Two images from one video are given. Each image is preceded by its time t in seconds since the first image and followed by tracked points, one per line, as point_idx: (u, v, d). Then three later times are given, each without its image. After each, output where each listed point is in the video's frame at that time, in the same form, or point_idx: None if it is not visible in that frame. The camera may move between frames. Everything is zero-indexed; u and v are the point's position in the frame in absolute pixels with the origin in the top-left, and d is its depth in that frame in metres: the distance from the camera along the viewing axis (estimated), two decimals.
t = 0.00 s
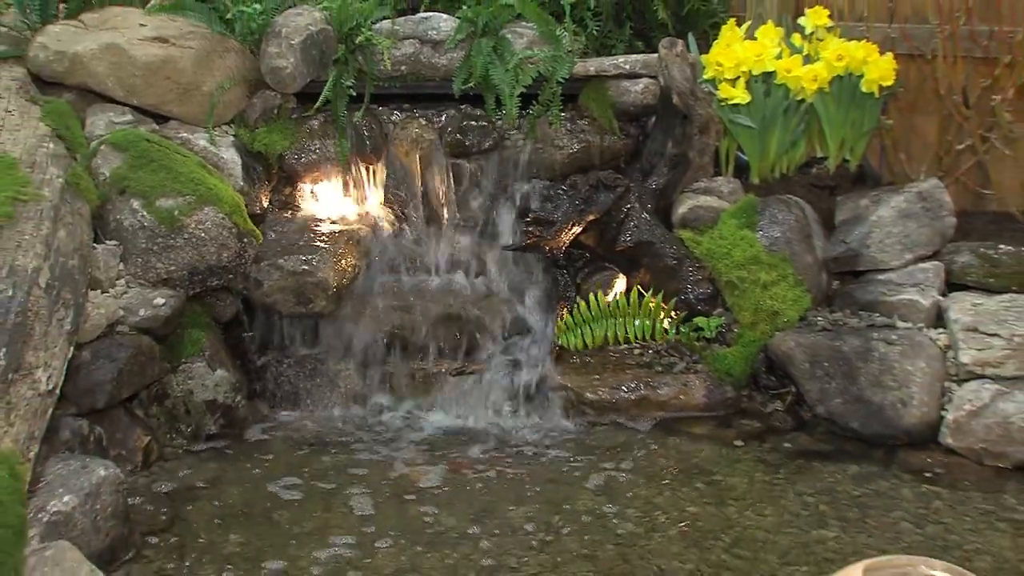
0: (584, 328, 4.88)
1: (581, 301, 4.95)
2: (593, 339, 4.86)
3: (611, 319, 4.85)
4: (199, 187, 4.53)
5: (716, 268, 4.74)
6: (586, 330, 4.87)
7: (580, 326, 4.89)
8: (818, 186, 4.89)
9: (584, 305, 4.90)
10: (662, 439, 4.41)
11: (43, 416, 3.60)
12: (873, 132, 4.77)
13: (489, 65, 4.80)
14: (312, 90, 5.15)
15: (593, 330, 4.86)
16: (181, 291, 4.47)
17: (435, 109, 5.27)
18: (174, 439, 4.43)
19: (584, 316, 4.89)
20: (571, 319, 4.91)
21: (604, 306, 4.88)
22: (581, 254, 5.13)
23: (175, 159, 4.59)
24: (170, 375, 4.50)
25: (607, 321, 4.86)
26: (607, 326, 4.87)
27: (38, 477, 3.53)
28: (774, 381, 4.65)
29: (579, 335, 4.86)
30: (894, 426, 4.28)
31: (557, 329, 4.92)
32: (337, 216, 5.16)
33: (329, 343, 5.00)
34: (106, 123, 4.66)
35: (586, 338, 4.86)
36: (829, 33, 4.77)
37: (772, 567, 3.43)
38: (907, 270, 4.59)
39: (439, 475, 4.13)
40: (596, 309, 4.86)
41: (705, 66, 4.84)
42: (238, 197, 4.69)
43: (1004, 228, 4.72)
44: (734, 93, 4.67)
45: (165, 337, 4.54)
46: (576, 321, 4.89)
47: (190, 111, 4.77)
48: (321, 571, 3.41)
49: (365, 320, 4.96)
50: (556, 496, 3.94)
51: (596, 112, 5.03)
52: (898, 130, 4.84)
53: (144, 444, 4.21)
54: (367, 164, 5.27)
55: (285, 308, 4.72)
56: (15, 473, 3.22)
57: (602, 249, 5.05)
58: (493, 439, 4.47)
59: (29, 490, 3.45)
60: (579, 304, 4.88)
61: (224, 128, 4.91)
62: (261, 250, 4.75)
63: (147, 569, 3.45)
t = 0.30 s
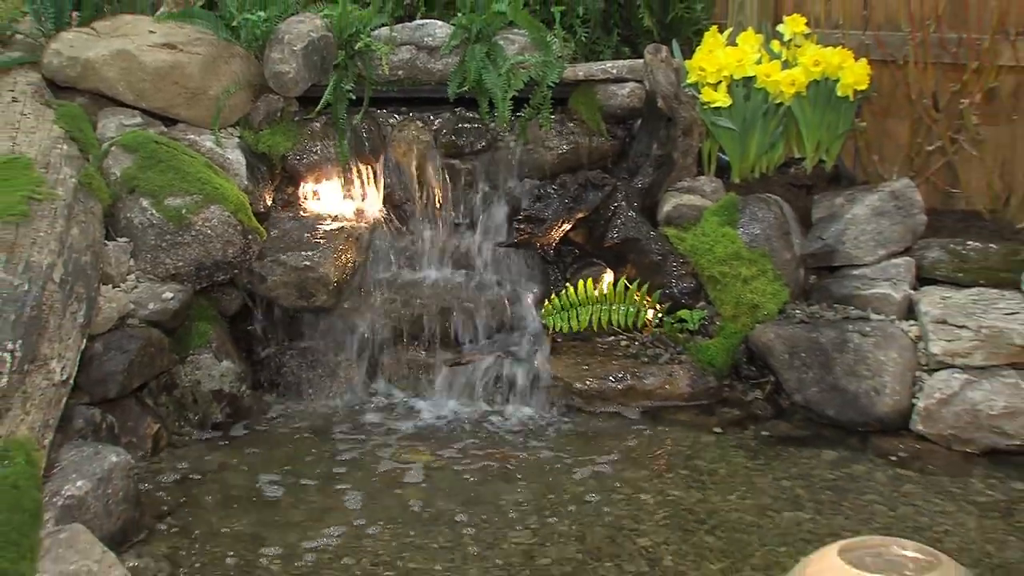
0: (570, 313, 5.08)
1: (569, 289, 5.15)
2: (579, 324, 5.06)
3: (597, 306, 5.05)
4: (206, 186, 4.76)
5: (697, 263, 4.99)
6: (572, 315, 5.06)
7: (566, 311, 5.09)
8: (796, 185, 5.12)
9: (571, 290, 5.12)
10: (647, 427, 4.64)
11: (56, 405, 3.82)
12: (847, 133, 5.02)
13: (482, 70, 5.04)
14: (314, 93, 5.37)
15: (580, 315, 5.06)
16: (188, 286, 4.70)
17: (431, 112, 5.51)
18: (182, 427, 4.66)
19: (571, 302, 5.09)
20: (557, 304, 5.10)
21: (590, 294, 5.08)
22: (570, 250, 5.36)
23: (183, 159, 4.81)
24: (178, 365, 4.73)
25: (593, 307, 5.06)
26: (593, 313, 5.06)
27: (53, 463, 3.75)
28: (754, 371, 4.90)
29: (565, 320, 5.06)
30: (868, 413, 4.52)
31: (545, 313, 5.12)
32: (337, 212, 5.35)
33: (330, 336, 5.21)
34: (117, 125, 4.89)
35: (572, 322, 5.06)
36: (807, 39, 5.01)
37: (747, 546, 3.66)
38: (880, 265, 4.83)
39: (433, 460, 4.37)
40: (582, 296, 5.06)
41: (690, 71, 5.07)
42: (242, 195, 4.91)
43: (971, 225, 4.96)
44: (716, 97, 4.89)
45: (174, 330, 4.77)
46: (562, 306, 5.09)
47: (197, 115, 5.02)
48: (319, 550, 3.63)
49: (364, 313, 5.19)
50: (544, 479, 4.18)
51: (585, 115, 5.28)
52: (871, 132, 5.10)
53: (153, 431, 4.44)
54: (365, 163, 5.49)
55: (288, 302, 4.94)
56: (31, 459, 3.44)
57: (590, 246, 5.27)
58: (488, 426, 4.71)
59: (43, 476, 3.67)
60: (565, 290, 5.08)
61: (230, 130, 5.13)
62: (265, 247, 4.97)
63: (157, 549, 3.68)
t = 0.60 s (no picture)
0: (566, 332, 5.24)
1: (560, 309, 5.33)
2: (577, 340, 5.22)
3: (590, 319, 5.23)
4: (211, 185, 4.96)
5: (682, 260, 5.21)
6: (569, 333, 5.23)
7: (561, 331, 5.25)
8: (776, 185, 5.37)
9: (561, 313, 5.29)
10: (633, 416, 4.87)
11: (70, 395, 4.03)
12: (823, 136, 5.28)
13: (476, 75, 5.27)
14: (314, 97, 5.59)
15: (576, 332, 5.23)
16: (195, 282, 4.92)
17: (427, 115, 5.70)
18: (189, 417, 4.88)
19: (565, 321, 5.26)
20: (552, 328, 5.27)
21: (582, 307, 5.26)
22: (560, 248, 5.59)
23: (189, 160, 5.02)
24: (185, 357, 4.96)
25: (587, 322, 5.24)
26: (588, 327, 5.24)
27: (66, 451, 3.97)
28: (735, 363, 5.13)
29: (563, 339, 5.22)
30: (845, 403, 4.77)
31: (541, 339, 5.27)
32: (337, 211, 5.54)
33: (330, 330, 5.44)
34: (127, 128, 5.11)
35: (569, 340, 5.22)
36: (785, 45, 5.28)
37: (728, 529, 3.88)
38: (856, 261, 5.06)
39: (429, 449, 4.59)
40: (576, 311, 5.24)
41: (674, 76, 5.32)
42: (246, 194, 5.12)
43: (942, 223, 5.17)
44: (699, 101, 5.14)
45: (181, 324, 5.00)
46: (557, 327, 5.25)
47: (203, 118, 5.24)
48: (321, 533, 3.86)
49: (364, 307, 5.43)
50: (534, 467, 4.41)
51: (574, 118, 5.49)
52: (847, 135, 5.36)
53: (161, 421, 4.66)
54: (364, 164, 5.68)
55: (290, 296, 5.18)
56: (46, 448, 3.64)
57: (579, 243, 5.51)
58: (486, 415, 4.97)
59: (57, 462, 3.88)
60: (557, 310, 5.25)
61: (235, 132, 5.36)
62: (269, 244, 5.20)
63: (166, 533, 3.89)
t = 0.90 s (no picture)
0: (553, 297, 5.60)
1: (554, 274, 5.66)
2: (559, 308, 5.58)
3: (577, 293, 5.56)
4: (217, 187, 5.20)
5: (666, 258, 5.49)
6: (554, 299, 5.59)
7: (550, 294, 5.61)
8: (756, 186, 5.65)
9: (554, 277, 5.63)
10: (619, 406, 5.13)
11: (82, 387, 4.26)
12: (800, 139, 5.55)
13: (469, 81, 5.58)
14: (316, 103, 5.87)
15: (561, 300, 5.58)
16: (202, 279, 5.17)
17: (423, 120, 5.97)
18: (196, 407, 5.13)
19: (554, 286, 5.60)
20: (543, 287, 5.62)
21: (572, 280, 5.59)
22: (550, 246, 5.85)
23: (196, 163, 5.27)
24: (193, 351, 5.20)
25: (573, 293, 5.57)
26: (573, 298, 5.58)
27: (79, 440, 4.21)
28: (717, 355, 5.39)
29: (548, 303, 5.59)
30: (821, 393, 5.02)
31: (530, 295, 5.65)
32: (338, 212, 5.76)
33: (330, 324, 5.68)
34: (137, 132, 5.36)
35: (554, 306, 5.59)
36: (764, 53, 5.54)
37: (709, 513, 4.11)
38: (831, 259, 5.32)
39: (425, 438, 4.84)
40: (564, 283, 5.57)
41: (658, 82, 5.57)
42: (250, 195, 5.37)
43: (913, 223, 5.43)
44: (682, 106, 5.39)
45: (189, 319, 5.25)
46: (547, 290, 5.60)
47: (209, 122, 5.50)
48: (321, 517, 4.11)
49: (363, 303, 5.68)
50: (525, 454, 4.66)
51: (563, 122, 5.80)
52: (822, 138, 5.69)
53: (170, 411, 4.92)
54: (364, 167, 5.93)
55: (293, 292, 5.44)
56: (61, 438, 3.85)
57: (568, 241, 5.79)
58: (477, 407, 5.20)
59: (71, 451, 4.10)
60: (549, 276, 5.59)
61: (240, 136, 5.61)
62: (272, 242, 5.45)
63: (174, 518, 4.12)
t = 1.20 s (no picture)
0: (544, 306, 5.81)
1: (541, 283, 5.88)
2: (551, 315, 5.81)
3: (567, 297, 5.81)
4: (224, 189, 5.42)
5: (654, 256, 5.75)
6: (546, 308, 5.81)
7: (540, 304, 5.82)
8: (737, 188, 5.97)
9: (541, 287, 5.85)
10: (607, 398, 5.37)
11: (94, 379, 4.49)
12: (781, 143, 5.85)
13: (465, 87, 5.82)
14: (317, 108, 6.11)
15: (552, 307, 5.81)
16: (209, 276, 5.42)
17: (420, 124, 6.21)
18: (204, 399, 5.36)
19: (543, 296, 5.83)
20: (532, 298, 5.83)
21: (560, 287, 5.83)
22: (541, 245, 6.10)
23: (204, 165, 5.50)
24: (200, 346, 5.44)
25: (563, 299, 5.81)
26: (563, 304, 5.82)
27: (92, 430, 4.46)
28: (701, 349, 5.67)
29: (540, 312, 5.80)
30: (801, 385, 5.26)
31: (521, 307, 5.84)
32: (338, 211, 6.08)
33: (331, 320, 5.93)
34: (146, 136, 5.60)
35: (546, 313, 5.81)
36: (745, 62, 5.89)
37: (694, 500, 4.35)
38: (810, 257, 5.58)
39: (423, 429, 5.09)
40: (554, 290, 5.81)
41: (645, 88, 5.88)
42: (255, 196, 5.60)
43: (887, 222, 5.70)
44: (668, 110, 5.70)
45: (197, 315, 5.50)
46: (536, 299, 5.82)
47: (215, 126, 5.75)
48: (324, 505, 4.33)
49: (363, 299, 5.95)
50: (517, 444, 4.91)
51: (555, 126, 6.04)
52: (801, 142, 5.99)
53: (179, 403, 5.16)
54: (363, 169, 6.20)
55: (296, 289, 5.71)
56: (74, 427, 4.03)
57: (559, 240, 6.02)
58: (472, 399, 5.45)
59: (85, 440, 4.36)
60: (537, 286, 5.82)
61: (245, 140, 5.86)
62: (277, 241, 5.71)
63: (183, 505, 4.36)
